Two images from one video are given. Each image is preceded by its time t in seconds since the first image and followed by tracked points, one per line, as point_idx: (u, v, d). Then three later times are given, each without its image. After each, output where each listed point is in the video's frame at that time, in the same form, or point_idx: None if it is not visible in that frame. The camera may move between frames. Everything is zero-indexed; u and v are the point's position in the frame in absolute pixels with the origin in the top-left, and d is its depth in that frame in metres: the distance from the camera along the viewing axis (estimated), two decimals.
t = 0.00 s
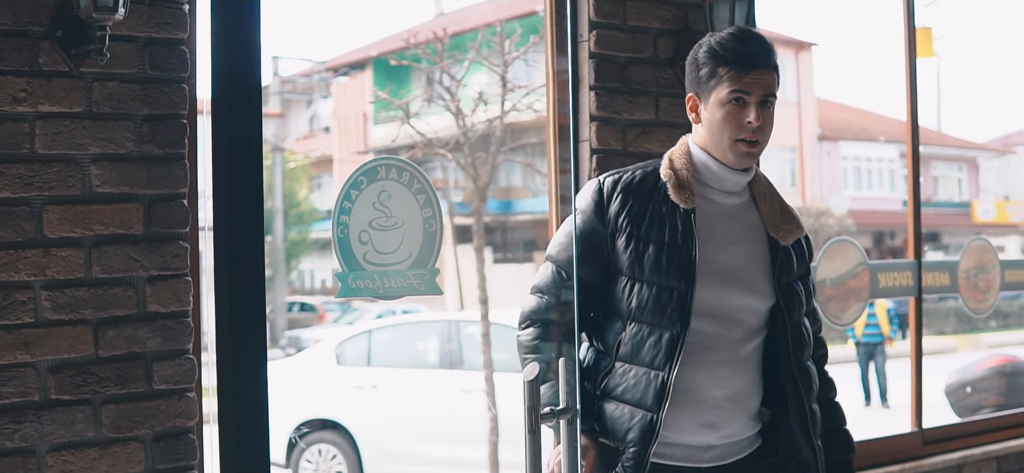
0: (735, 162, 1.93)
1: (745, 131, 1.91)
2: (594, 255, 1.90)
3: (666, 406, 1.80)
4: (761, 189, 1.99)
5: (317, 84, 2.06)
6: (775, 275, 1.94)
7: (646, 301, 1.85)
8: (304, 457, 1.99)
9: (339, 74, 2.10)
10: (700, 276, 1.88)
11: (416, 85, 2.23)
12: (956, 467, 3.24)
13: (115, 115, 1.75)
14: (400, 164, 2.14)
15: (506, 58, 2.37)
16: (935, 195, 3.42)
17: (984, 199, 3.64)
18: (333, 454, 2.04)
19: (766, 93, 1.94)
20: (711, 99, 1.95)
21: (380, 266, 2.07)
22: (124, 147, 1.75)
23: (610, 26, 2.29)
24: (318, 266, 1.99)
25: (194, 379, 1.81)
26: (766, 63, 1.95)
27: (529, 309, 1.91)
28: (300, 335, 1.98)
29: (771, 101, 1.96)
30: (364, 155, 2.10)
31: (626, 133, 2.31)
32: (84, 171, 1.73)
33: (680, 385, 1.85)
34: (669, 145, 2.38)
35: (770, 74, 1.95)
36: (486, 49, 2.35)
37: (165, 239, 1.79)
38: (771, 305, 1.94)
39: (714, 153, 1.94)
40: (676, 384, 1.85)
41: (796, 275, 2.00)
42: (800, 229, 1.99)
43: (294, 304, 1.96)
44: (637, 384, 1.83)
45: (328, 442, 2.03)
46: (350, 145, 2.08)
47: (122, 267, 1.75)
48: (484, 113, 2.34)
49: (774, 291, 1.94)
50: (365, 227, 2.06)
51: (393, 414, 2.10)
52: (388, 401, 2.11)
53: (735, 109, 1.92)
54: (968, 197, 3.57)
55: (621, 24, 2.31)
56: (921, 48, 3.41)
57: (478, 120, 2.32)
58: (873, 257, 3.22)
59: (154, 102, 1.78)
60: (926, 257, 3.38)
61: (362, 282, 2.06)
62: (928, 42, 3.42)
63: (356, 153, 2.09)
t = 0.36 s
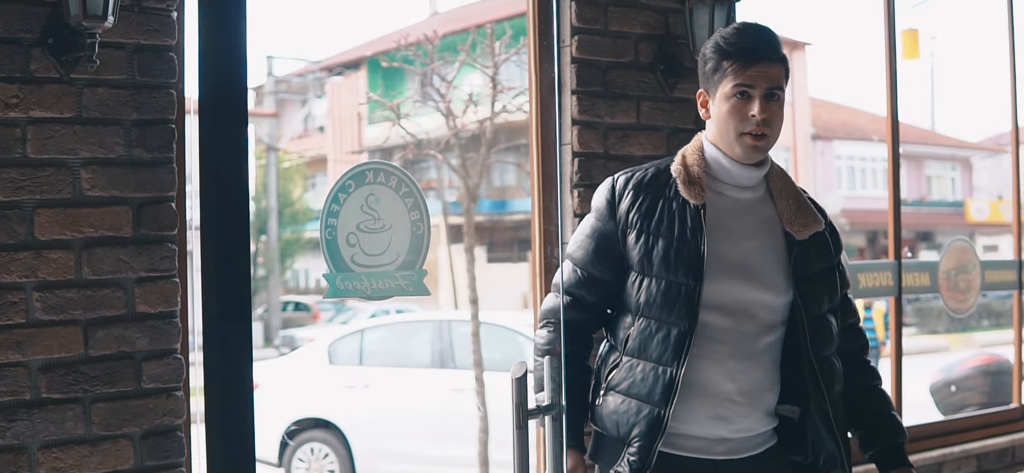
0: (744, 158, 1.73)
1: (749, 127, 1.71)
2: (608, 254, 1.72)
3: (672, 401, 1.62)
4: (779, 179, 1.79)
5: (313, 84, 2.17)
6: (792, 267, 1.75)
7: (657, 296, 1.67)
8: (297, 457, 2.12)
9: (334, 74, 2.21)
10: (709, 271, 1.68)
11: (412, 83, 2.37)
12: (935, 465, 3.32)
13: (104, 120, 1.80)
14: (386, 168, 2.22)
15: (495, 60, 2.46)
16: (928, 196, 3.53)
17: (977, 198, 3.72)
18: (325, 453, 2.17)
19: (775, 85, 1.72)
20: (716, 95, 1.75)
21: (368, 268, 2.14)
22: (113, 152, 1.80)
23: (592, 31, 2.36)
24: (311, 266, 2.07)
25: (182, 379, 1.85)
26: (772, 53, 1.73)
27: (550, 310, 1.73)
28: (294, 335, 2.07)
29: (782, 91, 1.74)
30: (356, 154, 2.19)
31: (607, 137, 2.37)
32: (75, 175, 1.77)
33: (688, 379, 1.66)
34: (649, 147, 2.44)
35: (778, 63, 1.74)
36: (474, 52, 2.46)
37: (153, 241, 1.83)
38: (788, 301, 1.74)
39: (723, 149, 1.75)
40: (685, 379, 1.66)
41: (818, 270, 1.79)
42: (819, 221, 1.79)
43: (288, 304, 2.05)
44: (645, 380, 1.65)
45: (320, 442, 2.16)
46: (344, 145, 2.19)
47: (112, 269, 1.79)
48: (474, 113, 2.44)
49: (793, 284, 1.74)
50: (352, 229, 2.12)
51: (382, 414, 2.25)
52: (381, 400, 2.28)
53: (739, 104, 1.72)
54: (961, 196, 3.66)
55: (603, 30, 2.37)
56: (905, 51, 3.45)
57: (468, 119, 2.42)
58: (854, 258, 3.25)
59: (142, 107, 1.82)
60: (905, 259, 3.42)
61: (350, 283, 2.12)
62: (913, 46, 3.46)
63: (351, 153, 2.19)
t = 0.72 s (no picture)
0: (724, 161, 1.67)
1: (724, 130, 1.66)
2: (598, 260, 1.67)
3: (656, 406, 1.57)
4: (771, 183, 1.73)
5: (301, 83, 2.27)
6: (781, 270, 1.68)
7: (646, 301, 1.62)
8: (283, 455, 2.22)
9: (322, 74, 2.30)
10: (695, 275, 1.63)
11: (402, 83, 2.46)
12: (908, 464, 3.37)
13: (86, 126, 1.84)
14: (367, 173, 2.30)
15: (479, 63, 2.50)
16: (917, 195, 3.62)
17: (964, 198, 3.82)
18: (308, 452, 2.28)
19: (752, 89, 1.66)
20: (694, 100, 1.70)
21: (349, 270, 2.23)
22: (94, 157, 1.84)
23: (566, 38, 2.41)
24: (297, 267, 2.17)
25: (162, 378, 1.89)
26: (745, 56, 1.67)
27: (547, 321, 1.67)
28: (282, 335, 2.18)
29: (758, 92, 1.67)
30: (346, 155, 2.30)
31: (582, 141, 2.42)
32: (57, 179, 1.81)
33: (674, 381, 1.61)
34: (623, 152, 2.49)
35: (753, 65, 1.68)
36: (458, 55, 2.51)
37: (134, 244, 1.88)
38: (777, 304, 1.68)
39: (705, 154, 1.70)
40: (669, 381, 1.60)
41: (809, 272, 1.72)
42: (812, 225, 1.72)
43: (277, 303, 2.16)
44: (630, 384, 1.61)
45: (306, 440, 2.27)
46: (333, 144, 2.29)
47: (93, 271, 1.83)
48: (459, 116, 2.50)
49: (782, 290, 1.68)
50: (334, 233, 2.22)
51: (364, 413, 2.34)
52: (365, 401, 2.36)
53: (714, 108, 1.66)
54: (949, 196, 3.75)
55: (577, 36, 2.43)
56: (886, 53, 3.54)
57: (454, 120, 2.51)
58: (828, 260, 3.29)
59: (123, 113, 1.86)
60: (880, 261, 3.48)
61: (331, 285, 2.21)
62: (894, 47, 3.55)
63: (340, 152, 2.29)
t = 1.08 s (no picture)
0: (692, 165, 1.72)
1: (687, 133, 1.70)
2: (580, 273, 1.72)
3: (637, 414, 1.62)
4: (750, 187, 1.76)
5: (292, 83, 2.28)
6: (762, 274, 1.71)
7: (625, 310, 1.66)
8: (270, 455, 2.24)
9: (313, 73, 2.31)
10: (674, 282, 1.66)
11: (392, 84, 2.43)
12: (885, 463, 3.42)
13: (72, 131, 1.88)
14: (354, 177, 2.33)
15: (468, 65, 2.51)
16: (908, 194, 3.73)
17: (955, 198, 3.95)
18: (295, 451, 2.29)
19: (715, 91, 1.70)
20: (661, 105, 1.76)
21: (336, 273, 2.30)
22: (80, 162, 1.88)
23: (546, 43, 2.47)
24: (285, 268, 2.21)
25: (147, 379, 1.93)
26: (709, 60, 1.71)
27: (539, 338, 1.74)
28: (272, 334, 2.19)
29: (723, 94, 1.71)
30: (337, 155, 2.32)
31: (561, 145, 2.48)
32: (44, 184, 1.85)
33: (655, 388, 1.64)
34: (602, 156, 2.55)
35: (716, 68, 1.71)
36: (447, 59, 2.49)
37: (120, 247, 1.92)
38: (758, 308, 1.71)
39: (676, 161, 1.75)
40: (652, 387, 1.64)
41: (787, 276, 1.76)
42: (793, 227, 1.75)
43: (267, 303, 2.18)
44: (612, 392, 1.65)
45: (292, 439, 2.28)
46: (323, 144, 2.30)
47: (79, 274, 1.87)
48: (447, 118, 2.49)
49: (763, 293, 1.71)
50: (320, 236, 2.28)
51: (349, 414, 2.35)
52: (354, 401, 2.36)
53: (677, 111, 1.71)
54: (940, 196, 3.88)
55: (555, 42, 2.49)
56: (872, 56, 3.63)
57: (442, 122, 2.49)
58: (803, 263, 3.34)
59: (109, 119, 1.90)
60: (858, 262, 3.54)
61: (317, 287, 2.27)
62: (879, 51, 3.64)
63: (330, 152, 2.31)
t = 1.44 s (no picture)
0: (661, 168, 1.73)
1: (653, 136, 1.72)
2: (556, 288, 1.75)
3: (618, 425, 1.65)
4: (722, 187, 1.79)
5: (286, 83, 2.31)
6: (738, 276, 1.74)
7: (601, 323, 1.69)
8: (263, 454, 2.30)
9: (306, 73, 2.35)
10: (651, 290, 1.69)
11: (384, 87, 2.46)
12: (867, 463, 3.46)
13: (63, 136, 1.91)
14: (345, 181, 2.36)
15: (458, 66, 2.54)
16: (899, 195, 3.79)
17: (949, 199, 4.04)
18: (289, 451, 2.34)
19: (679, 93, 1.72)
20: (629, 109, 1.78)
21: (328, 274, 2.33)
22: (71, 167, 1.91)
23: (530, 49, 2.51)
24: (276, 268, 2.25)
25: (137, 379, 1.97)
26: (673, 63, 1.74)
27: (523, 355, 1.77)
28: (264, 334, 2.24)
29: (690, 97, 1.73)
30: (330, 155, 2.36)
31: (545, 149, 2.53)
32: (35, 187, 1.88)
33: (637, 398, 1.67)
34: (586, 160, 2.60)
35: (681, 71, 1.74)
36: (438, 62, 2.52)
37: (110, 250, 1.95)
38: (738, 310, 1.73)
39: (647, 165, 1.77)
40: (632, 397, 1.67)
41: (764, 277, 1.78)
42: (769, 225, 1.78)
43: (260, 303, 2.23)
44: (593, 404, 1.68)
45: (285, 439, 2.33)
46: (317, 144, 2.35)
47: (69, 276, 1.90)
48: (436, 120, 2.51)
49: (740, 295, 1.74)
50: (311, 239, 2.31)
51: (335, 415, 2.38)
52: (344, 400, 2.40)
53: (642, 114, 1.73)
54: (933, 197, 3.97)
55: (540, 47, 2.53)
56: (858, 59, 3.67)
57: (432, 127, 2.51)
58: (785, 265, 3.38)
59: (100, 124, 1.94)
60: (840, 264, 3.56)
61: (309, 288, 2.30)
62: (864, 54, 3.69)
63: (323, 152, 2.35)
